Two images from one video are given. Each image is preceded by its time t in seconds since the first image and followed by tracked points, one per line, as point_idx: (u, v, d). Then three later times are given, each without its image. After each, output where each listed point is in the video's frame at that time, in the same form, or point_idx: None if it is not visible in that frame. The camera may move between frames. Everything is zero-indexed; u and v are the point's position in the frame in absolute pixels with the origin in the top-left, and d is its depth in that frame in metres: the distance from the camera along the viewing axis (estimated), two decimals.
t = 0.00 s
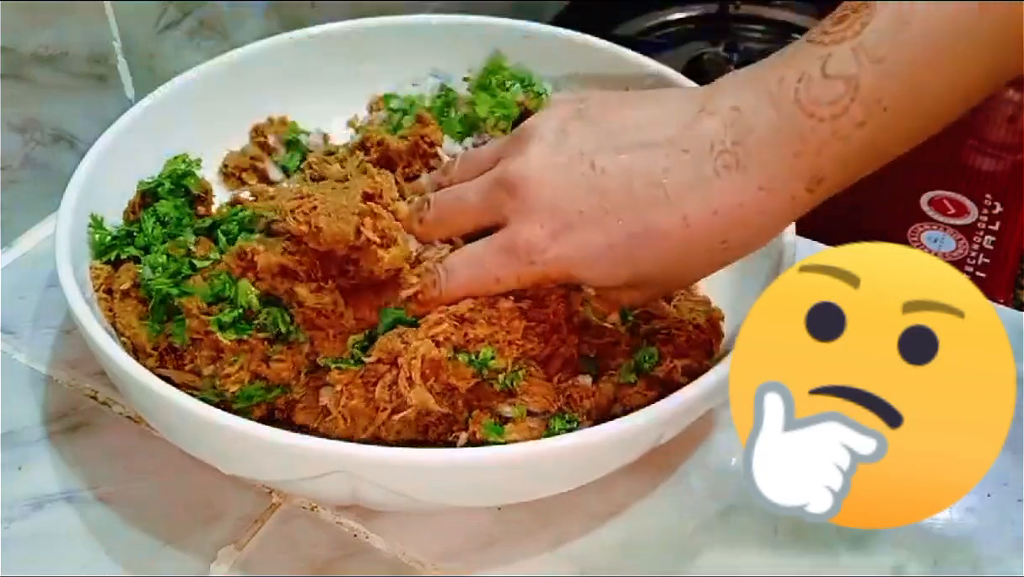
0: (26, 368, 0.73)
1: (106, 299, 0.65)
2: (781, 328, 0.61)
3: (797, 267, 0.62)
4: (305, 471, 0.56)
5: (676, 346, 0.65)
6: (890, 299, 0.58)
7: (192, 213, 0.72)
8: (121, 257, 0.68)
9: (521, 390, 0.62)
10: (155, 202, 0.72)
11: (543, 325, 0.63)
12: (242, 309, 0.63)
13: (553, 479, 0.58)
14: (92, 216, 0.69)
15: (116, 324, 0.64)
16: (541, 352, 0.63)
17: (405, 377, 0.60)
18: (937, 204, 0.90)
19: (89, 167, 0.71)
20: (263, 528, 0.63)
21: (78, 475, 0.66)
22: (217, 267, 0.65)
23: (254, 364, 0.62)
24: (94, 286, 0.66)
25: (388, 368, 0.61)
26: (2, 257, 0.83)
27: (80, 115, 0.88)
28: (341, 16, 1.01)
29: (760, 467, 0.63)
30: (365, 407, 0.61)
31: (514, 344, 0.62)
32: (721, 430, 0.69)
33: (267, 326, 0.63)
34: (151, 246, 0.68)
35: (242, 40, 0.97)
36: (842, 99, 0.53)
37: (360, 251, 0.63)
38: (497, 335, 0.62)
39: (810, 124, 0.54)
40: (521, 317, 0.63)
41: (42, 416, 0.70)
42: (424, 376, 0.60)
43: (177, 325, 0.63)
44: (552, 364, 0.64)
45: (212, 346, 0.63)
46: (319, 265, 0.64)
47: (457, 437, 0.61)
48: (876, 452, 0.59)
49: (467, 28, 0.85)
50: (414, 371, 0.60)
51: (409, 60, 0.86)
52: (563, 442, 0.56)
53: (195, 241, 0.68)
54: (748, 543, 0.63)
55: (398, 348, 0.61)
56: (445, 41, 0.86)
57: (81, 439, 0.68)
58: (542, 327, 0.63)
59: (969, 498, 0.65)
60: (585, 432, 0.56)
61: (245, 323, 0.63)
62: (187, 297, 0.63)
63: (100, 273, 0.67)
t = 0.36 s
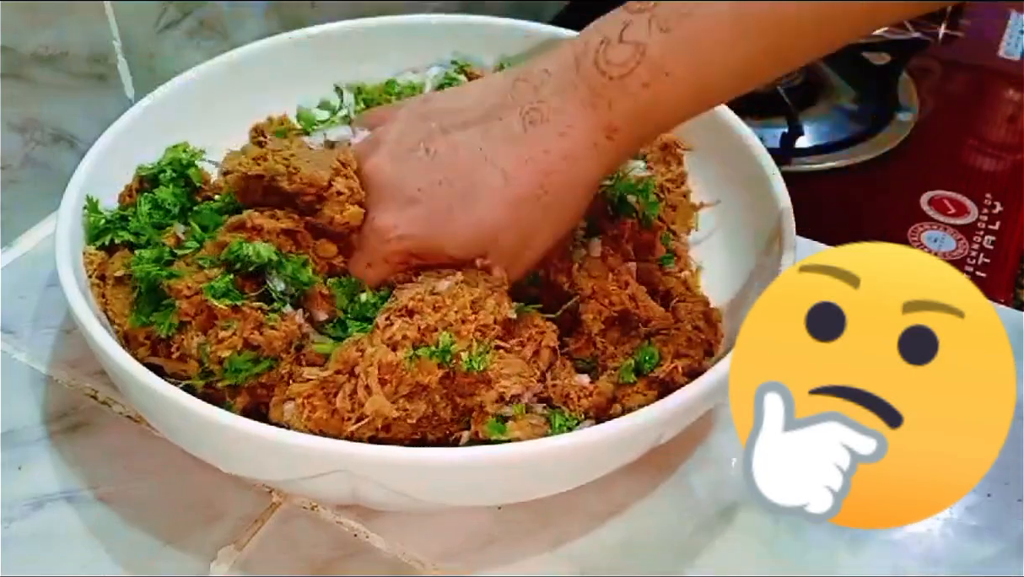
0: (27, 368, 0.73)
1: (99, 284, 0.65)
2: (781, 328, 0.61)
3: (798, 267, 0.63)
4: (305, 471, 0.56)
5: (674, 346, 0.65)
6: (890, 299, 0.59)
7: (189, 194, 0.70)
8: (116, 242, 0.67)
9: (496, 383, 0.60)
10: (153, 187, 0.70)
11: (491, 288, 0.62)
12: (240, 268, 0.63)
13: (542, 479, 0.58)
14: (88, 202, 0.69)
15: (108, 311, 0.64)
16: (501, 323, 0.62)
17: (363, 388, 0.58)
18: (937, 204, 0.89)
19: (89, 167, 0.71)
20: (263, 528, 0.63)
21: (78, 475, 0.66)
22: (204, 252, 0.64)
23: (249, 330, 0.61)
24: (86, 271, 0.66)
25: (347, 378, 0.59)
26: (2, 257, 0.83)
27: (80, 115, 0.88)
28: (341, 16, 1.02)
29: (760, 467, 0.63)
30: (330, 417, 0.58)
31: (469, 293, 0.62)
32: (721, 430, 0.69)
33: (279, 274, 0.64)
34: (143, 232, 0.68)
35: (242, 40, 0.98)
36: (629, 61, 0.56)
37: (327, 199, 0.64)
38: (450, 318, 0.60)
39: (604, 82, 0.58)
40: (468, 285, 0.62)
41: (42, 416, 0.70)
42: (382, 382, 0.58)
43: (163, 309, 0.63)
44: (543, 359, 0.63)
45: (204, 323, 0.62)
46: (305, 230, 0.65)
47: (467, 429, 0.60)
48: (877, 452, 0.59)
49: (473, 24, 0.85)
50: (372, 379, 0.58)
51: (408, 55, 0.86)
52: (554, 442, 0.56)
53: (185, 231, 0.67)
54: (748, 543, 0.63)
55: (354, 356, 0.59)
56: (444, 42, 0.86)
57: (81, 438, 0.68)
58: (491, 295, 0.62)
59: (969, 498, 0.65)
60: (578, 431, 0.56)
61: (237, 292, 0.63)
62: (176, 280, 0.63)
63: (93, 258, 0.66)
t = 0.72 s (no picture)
0: (27, 368, 0.73)
1: (99, 284, 0.65)
2: (781, 328, 0.62)
3: (798, 267, 0.63)
4: (306, 471, 0.56)
5: (674, 345, 0.64)
6: (889, 299, 0.59)
7: (189, 196, 0.70)
8: (117, 243, 0.67)
9: (500, 388, 0.60)
10: (155, 188, 0.70)
11: (501, 296, 0.62)
12: (240, 274, 0.63)
13: (542, 480, 0.58)
14: (88, 202, 0.69)
15: (109, 311, 0.64)
16: (508, 330, 0.62)
17: (369, 389, 0.58)
18: (937, 204, 0.89)
19: (88, 165, 0.71)
20: (263, 527, 0.63)
21: (78, 475, 0.66)
22: (206, 254, 0.64)
23: (252, 331, 0.61)
24: (86, 272, 0.66)
25: (353, 378, 0.59)
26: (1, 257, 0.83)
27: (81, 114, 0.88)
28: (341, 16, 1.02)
29: (760, 467, 0.63)
30: (335, 416, 0.58)
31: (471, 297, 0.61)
32: (721, 429, 0.69)
33: (280, 280, 0.63)
34: (144, 233, 0.68)
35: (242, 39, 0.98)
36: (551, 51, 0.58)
37: (320, 206, 0.64)
38: (458, 323, 0.59)
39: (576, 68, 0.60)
40: (478, 288, 0.61)
41: (41, 416, 0.70)
42: (388, 385, 0.58)
43: (166, 312, 0.63)
44: (544, 361, 0.63)
45: (206, 326, 0.62)
46: (310, 234, 0.65)
47: (467, 429, 0.61)
48: (877, 452, 0.59)
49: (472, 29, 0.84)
50: (379, 382, 0.58)
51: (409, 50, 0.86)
52: (553, 442, 0.56)
53: (189, 231, 0.67)
54: (748, 543, 0.63)
55: (360, 357, 0.59)
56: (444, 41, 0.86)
57: (81, 438, 0.68)
58: (500, 302, 0.62)
59: (969, 497, 0.65)
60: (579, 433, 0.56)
61: (239, 297, 0.63)
62: (178, 283, 0.63)
63: (93, 259, 0.66)
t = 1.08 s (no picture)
0: (27, 368, 0.73)
1: (99, 284, 0.65)
2: (781, 328, 0.62)
3: (797, 267, 0.63)
4: (305, 470, 0.56)
5: (674, 344, 0.65)
6: (889, 299, 0.59)
7: (189, 195, 0.70)
8: (117, 242, 0.67)
9: (500, 390, 0.60)
10: (154, 187, 0.70)
11: (500, 299, 0.62)
12: (240, 273, 0.63)
13: (542, 480, 0.58)
14: (88, 200, 0.70)
15: (109, 311, 0.64)
16: (508, 331, 0.61)
17: (368, 394, 0.58)
18: (937, 204, 0.89)
19: (88, 164, 0.71)
20: (263, 527, 0.63)
21: (78, 475, 0.66)
22: (206, 254, 0.64)
23: (252, 330, 0.61)
24: (86, 271, 0.66)
25: (352, 383, 0.58)
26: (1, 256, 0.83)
27: (80, 114, 0.88)
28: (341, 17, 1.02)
29: (760, 468, 0.63)
30: (334, 419, 0.58)
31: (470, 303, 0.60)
32: (721, 429, 0.69)
33: (280, 280, 0.63)
34: (144, 232, 0.68)
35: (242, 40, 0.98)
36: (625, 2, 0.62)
37: (319, 208, 0.64)
38: (457, 327, 0.59)
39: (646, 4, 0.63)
40: (478, 291, 0.61)
41: (41, 415, 0.70)
42: (388, 390, 0.58)
43: (165, 312, 0.63)
44: (544, 361, 0.63)
45: (205, 325, 0.62)
46: (309, 235, 0.65)
47: (467, 428, 0.61)
48: (877, 452, 0.59)
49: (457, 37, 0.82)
50: (379, 387, 0.57)
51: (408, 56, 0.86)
52: (553, 442, 0.56)
53: (188, 231, 0.67)
54: (748, 543, 0.62)
55: (359, 361, 0.59)
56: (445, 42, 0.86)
57: (81, 438, 0.68)
58: (496, 306, 0.61)
59: (969, 497, 0.65)
60: (579, 433, 0.56)
61: (238, 297, 0.62)
62: (178, 283, 0.63)
63: (93, 258, 0.66)
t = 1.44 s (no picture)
0: (27, 368, 0.73)
1: (99, 284, 0.65)
2: (781, 328, 0.62)
3: (797, 267, 0.63)
4: (305, 471, 0.56)
5: (674, 345, 0.65)
6: (889, 299, 0.59)
7: (188, 195, 0.70)
8: (116, 243, 0.67)
9: (499, 398, 0.60)
10: (154, 188, 0.70)
11: (501, 308, 0.63)
12: (232, 281, 0.63)
13: (542, 482, 0.58)
14: (88, 200, 0.69)
15: (109, 311, 0.64)
16: (508, 344, 0.62)
17: (363, 410, 0.58)
18: (937, 204, 0.89)
19: (88, 164, 0.71)
20: (263, 527, 0.63)
21: (78, 475, 0.66)
22: (203, 256, 0.64)
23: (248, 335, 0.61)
24: (85, 271, 0.66)
25: (348, 397, 0.59)
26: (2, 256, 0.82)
27: (81, 114, 0.88)
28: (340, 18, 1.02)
29: (760, 468, 0.63)
30: (329, 431, 0.59)
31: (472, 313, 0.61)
32: (721, 430, 0.69)
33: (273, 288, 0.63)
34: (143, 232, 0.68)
35: (242, 40, 0.99)
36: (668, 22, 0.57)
37: (312, 217, 0.64)
38: (455, 339, 0.60)
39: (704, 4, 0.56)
40: (478, 302, 0.62)
41: (41, 416, 0.70)
42: (383, 406, 0.58)
43: (162, 315, 0.63)
44: (544, 364, 0.63)
45: (202, 329, 0.62)
46: (300, 242, 0.64)
47: (468, 430, 0.61)
48: (877, 452, 0.59)
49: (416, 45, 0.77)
50: (376, 399, 0.58)
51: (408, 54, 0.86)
52: (553, 442, 0.56)
53: (187, 232, 0.67)
54: (748, 543, 0.62)
55: (357, 373, 0.59)
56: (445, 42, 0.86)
57: (81, 438, 0.68)
58: (498, 316, 0.62)
59: (969, 496, 0.65)
60: (578, 434, 0.56)
61: (234, 302, 0.63)
62: (174, 286, 0.63)
63: (93, 258, 0.66)
